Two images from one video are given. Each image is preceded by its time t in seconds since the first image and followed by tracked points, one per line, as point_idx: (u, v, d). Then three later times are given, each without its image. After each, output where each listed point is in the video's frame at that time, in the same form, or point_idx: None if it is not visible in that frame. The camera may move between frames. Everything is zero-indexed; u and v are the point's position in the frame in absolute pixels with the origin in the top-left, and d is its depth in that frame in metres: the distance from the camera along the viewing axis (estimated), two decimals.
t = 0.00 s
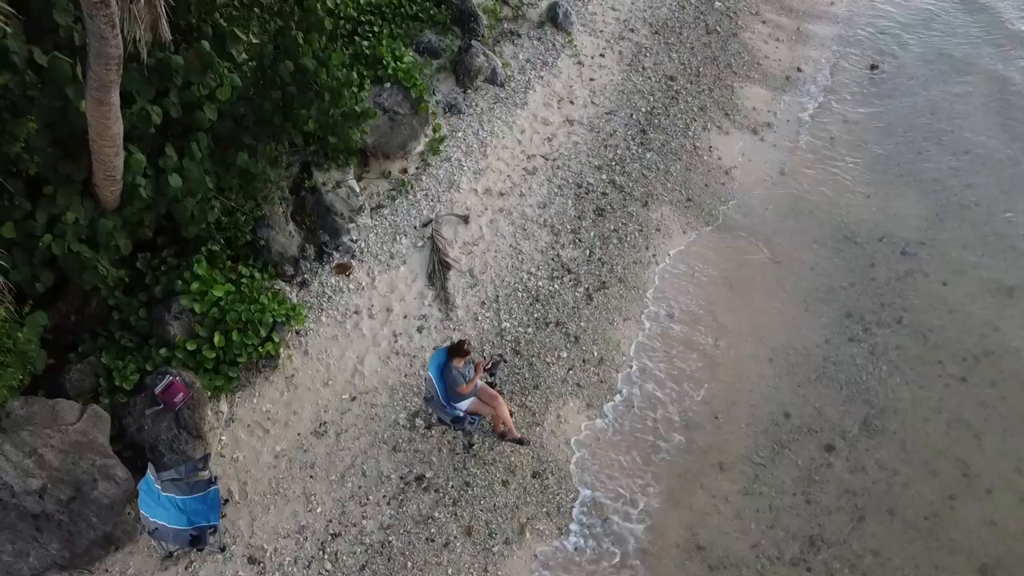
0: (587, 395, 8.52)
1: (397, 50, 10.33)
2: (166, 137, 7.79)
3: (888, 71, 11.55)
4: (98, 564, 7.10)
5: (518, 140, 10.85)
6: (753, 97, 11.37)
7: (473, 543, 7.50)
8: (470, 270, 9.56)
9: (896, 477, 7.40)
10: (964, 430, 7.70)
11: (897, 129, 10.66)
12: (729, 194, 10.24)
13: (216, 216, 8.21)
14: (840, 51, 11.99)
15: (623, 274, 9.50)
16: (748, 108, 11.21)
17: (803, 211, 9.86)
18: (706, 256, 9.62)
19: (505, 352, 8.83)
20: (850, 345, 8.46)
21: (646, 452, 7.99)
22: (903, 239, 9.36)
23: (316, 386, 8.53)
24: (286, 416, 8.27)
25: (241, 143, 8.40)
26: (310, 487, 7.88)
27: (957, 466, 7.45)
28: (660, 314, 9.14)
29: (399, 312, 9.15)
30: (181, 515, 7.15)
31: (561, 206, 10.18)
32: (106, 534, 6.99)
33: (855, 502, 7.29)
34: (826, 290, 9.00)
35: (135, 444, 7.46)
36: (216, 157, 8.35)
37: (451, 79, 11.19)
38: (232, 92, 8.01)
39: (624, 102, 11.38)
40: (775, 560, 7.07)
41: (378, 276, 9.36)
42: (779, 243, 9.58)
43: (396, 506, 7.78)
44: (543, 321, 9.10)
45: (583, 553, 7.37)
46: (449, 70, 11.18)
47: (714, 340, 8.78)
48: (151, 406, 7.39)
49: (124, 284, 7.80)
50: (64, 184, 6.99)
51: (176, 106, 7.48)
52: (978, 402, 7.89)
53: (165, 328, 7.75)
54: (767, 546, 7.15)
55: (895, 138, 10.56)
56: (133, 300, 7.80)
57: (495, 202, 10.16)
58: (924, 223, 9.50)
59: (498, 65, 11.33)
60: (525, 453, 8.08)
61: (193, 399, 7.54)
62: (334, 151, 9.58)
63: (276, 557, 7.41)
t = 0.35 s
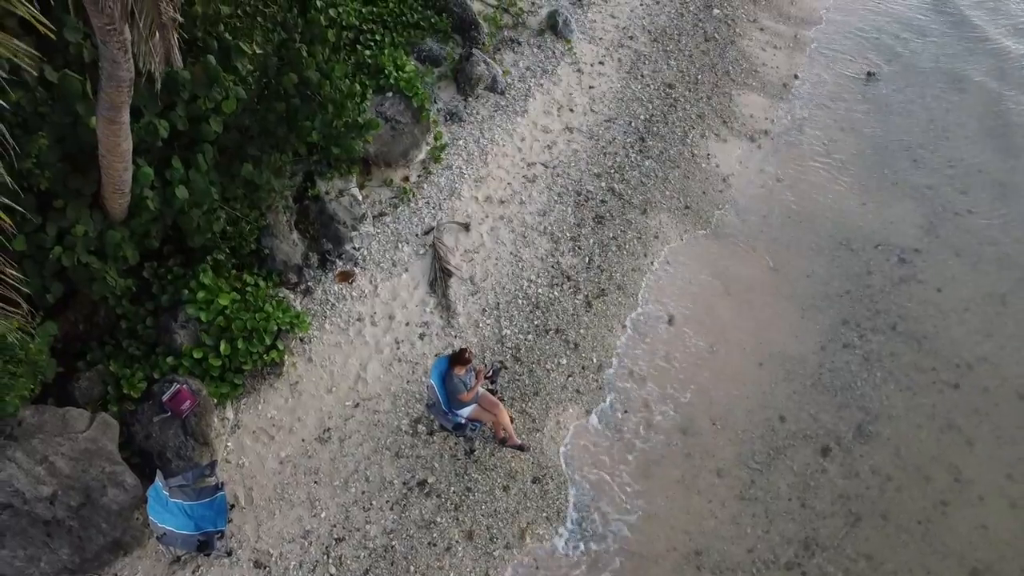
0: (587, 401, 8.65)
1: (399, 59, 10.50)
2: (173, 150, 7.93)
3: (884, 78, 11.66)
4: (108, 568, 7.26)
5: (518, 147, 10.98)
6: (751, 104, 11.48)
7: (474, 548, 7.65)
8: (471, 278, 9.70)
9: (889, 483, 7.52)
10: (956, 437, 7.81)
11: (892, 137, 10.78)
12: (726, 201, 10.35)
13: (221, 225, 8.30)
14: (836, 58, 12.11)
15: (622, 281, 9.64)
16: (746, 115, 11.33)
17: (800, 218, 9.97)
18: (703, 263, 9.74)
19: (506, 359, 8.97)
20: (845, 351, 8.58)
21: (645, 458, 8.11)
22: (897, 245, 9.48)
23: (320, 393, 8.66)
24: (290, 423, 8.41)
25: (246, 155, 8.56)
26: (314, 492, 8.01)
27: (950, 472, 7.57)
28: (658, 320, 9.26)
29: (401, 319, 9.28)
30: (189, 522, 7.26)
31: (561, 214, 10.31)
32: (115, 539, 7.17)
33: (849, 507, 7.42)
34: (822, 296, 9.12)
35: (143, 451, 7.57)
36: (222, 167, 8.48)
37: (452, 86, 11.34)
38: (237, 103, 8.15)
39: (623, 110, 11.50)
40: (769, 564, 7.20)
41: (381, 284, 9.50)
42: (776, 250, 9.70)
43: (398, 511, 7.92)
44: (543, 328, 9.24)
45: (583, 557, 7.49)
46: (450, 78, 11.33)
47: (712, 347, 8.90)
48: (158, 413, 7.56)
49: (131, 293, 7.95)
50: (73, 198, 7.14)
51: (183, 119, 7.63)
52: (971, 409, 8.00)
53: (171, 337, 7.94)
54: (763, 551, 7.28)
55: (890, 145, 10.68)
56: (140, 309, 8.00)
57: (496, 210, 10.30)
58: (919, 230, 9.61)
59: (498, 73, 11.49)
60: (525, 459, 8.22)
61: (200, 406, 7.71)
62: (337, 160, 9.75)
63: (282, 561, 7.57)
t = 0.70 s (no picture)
0: (585, 390, 8.82)
1: (400, 52, 10.55)
2: (178, 146, 8.04)
3: (882, 69, 11.69)
4: (120, 555, 7.39)
5: (519, 139, 11.07)
6: (749, 95, 11.53)
7: (477, 535, 7.80)
8: (472, 269, 9.81)
9: (881, 472, 7.69)
10: (947, 426, 7.96)
11: (889, 128, 10.84)
12: (723, 192, 10.43)
13: (226, 220, 8.48)
14: (835, 49, 12.13)
15: (621, 272, 9.77)
16: (745, 106, 11.38)
17: (798, 210, 10.07)
18: (701, 255, 9.84)
19: (507, 350, 9.12)
20: (840, 342, 8.71)
21: (643, 447, 8.28)
22: (893, 237, 9.58)
23: (325, 383, 8.82)
24: (296, 413, 8.57)
25: (250, 149, 8.67)
26: (319, 481, 8.17)
27: (940, 460, 7.73)
28: (656, 312, 9.39)
29: (403, 311, 9.42)
30: (199, 510, 7.47)
31: (561, 205, 10.41)
32: (127, 528, 7.27)
33: (841, 494, 7.60)
34: (818, 287, 9.24)
35: (152, 442, 7.73)
36: (226, 162, 8.59)
37: (452, 77, 11.38)
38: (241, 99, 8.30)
39: (622, 101, 11.56)
40: (764, 551, 7.38)
41: (383, 276, 9.64)
42: (774, 242, 9.80)
43: (402, 499, 8.05)
44: (543, 319, 9.38)
45: (583, 544, 7.67)
46: (450, 69, 11.37)
47: (710, 338, 9.03)
48: (167, 404, 7.74)
49: (138, 286, 8.08)
50: (82, 195, 7.29)
51: (189, 117, 7.79)
52: (962, 399, 8.15)
53: (178, 330, 8.09)
54: (757, 537, 7.47)
55: (887, 136, 10.74)
56: (147, 302, 8.13)
57: (497, 201, 10.40)
58: (914, 222, 9.71)
59: (499, 64, 11.55)
60: (526, 448, 8.40)
61: (207, 397, 7.90)
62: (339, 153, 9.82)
63: (288, 548, 7.71)
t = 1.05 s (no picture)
0: (586, 377, 9.01)
1: (402, 40, 10.43)
2: (186, 138, 8.15)
3: (882, 56, 11.71)
4: (135, 538, 7.62)
5: (520, 127, 11.15)
6: (749, 82, 11.56)
7: (480, 518, 8.03)
8: (475, 258, 9.95)
9: (874, 457, 7.87)
10: (939, 413, 8.12)
11: (886, 116, 10.90)
12: (723, 181, 10.51)
13: (234, 212, 8.54)
14: (835, 35, 12.13)
15: (621, 261, 9.90)
16: (744, 94, 11.41)
17: (797, 198, 10.17)
18: (701, 243, 9.95)
19: (509, 337, 9.30)
20: (837, 329, 8.86)
21: (642, 432, 8.48)
22: (890, 225, 9.68)
23: (331, 371, 9.01)
24: (303, 400, 8.77)
25: (256, 141, 8.79)
26: (327, 466, 8.38)
27: (930, 446, 7.90)
28: (655, 300, 9.53)
29: (408, 299, 9.58)
30: (210, 495, 7.66)
31: (562, 194, 10.51)
32: (141, 512, 7.47)
33: (835, 478, 7.80)
34: (816, 275, 9.36)
35: (164, 429, 7.95)
36: (232, 154, 8.72)
37: (454, 65, 11.42)
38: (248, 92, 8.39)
39: (623, 89, 11.60)
40: (759, 534, 7.59)
41: (387, 264, 9.80)
42: (773, 230, 9.91)
43: (407, 484, 8.27)
44: (545, 307, 9.54)
45: (583, 527, 7.89)
46: (452, 57, 11.40)
47: (708, 326, 9.18)
48: (178, 392, 7.96)
49: (147, 276, 8.24)
50: (93, 189, 7.43)
51: (197, 110, 7.90)
52: (954, 386, 8.30)
53: (188, 319, 8.23)
54: (753, 520, 7.68)
55: (886, 125, 10.79)
56: (157, 291, 8.29)
57: (499, 190, 10.52)
58: (910, 210, 9.80)
59: (501, 52, 11.58)
60: (528, 434, 8.61)
61: (218, 385, 8.12)
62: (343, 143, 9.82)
63: (298, 532, 7.94)
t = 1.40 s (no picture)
0: (586, 366, 9.20)
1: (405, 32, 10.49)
2: (194, 133, 8.29)
3: (881, 45, 11.73)
4: (149, 523, 7.85)
5: (521, 118, 11.26)
6: (748, 72, 11.61)
7: (482, 504, 8.27)
8: (477, 248, 10.12)
9: (866, 444, 8.07)
10: (931, 400, 8.29)
11: (884, 105, 10.96)
12: (721, 171, 10.60)
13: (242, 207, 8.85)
14: (835, 23, 12.13)
15: (621, 251, 10.05)
16: (743, 84, 11.47)
17: (794, 188, 10.27)
18: (699, 233, 10.08)
19: (511, 327, 9.50)
20: (832, 319, 9.02)
21: (640, 419, 8.69)
22: (885, 216, 9.78)
23: (337, 360, 9.23)
24: (310, 389, 9.00)
25: (262, 136, 8.93)
26: (334, 453, 8.61)
27: (921, 434, 8.08)
28: (654, 290, 9.69)
29: (412, 290, 9.76)
30: (222, 482, 7.91)
31: (562, 185, 10.64)
32: (155, 499, 7.69)
33: (826, 464, 8.02)
34: (813, 265, 9.51)
35: (176, 418, 8.18)
36: (239, 148, 8.86)
37: (456, 56, 11.58)
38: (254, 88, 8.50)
39: (623, 79, 11.67)
40: (753, 518, 7.82)
41: (391, 255, 9.98)
42: (769, 221, 10.03)
43: (412, 470, 8.51)
44: (545, 297, 9.73)
45: (582, 512, 8.11)
46: (454, 48, 11.57)
47: (705, 316, 9.35)
48: (190, 382, 8.20)
49: (157, 269, 8.46)
50: (105, 186, 7.60)
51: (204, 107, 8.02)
52: (945, 374, 8.46)
53: (198, 310, 8.42)
54: (748, 505, 7.91)
55: (883, 114, 10.85)
56: (167, 283, 8.50)
57: (500, 181, 10.66)
58: (905, 200, 9.90)
59: (502, 43, 11.75)
60: (530, 422, 8.81)
61: (227, 375, 8.36)
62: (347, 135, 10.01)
63: (306, 517, 8.18)
